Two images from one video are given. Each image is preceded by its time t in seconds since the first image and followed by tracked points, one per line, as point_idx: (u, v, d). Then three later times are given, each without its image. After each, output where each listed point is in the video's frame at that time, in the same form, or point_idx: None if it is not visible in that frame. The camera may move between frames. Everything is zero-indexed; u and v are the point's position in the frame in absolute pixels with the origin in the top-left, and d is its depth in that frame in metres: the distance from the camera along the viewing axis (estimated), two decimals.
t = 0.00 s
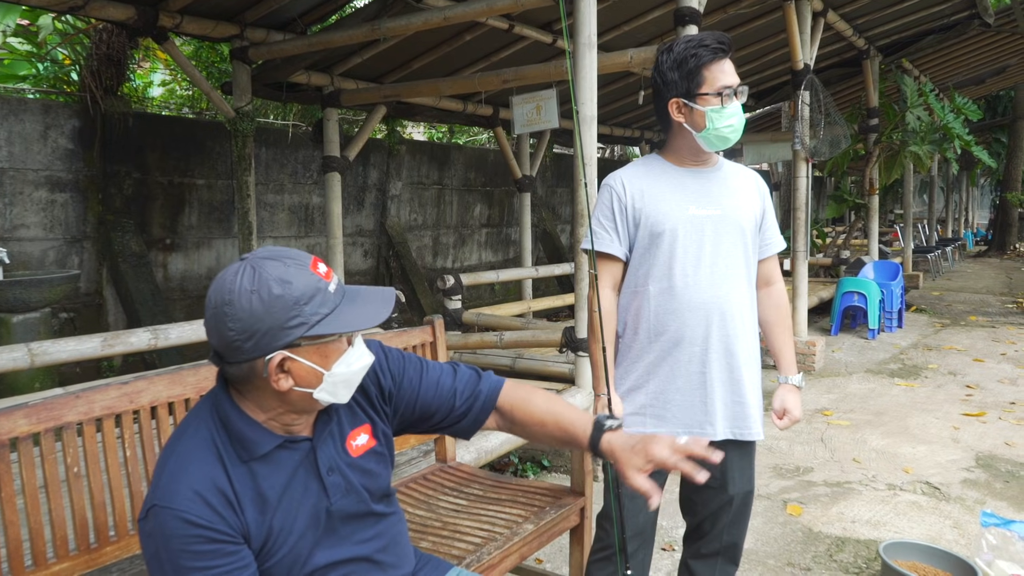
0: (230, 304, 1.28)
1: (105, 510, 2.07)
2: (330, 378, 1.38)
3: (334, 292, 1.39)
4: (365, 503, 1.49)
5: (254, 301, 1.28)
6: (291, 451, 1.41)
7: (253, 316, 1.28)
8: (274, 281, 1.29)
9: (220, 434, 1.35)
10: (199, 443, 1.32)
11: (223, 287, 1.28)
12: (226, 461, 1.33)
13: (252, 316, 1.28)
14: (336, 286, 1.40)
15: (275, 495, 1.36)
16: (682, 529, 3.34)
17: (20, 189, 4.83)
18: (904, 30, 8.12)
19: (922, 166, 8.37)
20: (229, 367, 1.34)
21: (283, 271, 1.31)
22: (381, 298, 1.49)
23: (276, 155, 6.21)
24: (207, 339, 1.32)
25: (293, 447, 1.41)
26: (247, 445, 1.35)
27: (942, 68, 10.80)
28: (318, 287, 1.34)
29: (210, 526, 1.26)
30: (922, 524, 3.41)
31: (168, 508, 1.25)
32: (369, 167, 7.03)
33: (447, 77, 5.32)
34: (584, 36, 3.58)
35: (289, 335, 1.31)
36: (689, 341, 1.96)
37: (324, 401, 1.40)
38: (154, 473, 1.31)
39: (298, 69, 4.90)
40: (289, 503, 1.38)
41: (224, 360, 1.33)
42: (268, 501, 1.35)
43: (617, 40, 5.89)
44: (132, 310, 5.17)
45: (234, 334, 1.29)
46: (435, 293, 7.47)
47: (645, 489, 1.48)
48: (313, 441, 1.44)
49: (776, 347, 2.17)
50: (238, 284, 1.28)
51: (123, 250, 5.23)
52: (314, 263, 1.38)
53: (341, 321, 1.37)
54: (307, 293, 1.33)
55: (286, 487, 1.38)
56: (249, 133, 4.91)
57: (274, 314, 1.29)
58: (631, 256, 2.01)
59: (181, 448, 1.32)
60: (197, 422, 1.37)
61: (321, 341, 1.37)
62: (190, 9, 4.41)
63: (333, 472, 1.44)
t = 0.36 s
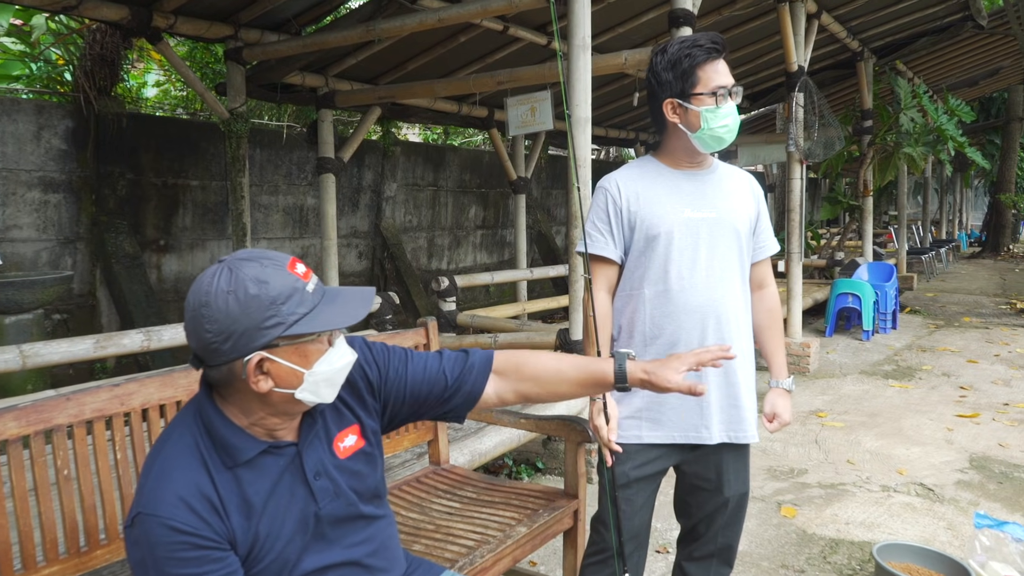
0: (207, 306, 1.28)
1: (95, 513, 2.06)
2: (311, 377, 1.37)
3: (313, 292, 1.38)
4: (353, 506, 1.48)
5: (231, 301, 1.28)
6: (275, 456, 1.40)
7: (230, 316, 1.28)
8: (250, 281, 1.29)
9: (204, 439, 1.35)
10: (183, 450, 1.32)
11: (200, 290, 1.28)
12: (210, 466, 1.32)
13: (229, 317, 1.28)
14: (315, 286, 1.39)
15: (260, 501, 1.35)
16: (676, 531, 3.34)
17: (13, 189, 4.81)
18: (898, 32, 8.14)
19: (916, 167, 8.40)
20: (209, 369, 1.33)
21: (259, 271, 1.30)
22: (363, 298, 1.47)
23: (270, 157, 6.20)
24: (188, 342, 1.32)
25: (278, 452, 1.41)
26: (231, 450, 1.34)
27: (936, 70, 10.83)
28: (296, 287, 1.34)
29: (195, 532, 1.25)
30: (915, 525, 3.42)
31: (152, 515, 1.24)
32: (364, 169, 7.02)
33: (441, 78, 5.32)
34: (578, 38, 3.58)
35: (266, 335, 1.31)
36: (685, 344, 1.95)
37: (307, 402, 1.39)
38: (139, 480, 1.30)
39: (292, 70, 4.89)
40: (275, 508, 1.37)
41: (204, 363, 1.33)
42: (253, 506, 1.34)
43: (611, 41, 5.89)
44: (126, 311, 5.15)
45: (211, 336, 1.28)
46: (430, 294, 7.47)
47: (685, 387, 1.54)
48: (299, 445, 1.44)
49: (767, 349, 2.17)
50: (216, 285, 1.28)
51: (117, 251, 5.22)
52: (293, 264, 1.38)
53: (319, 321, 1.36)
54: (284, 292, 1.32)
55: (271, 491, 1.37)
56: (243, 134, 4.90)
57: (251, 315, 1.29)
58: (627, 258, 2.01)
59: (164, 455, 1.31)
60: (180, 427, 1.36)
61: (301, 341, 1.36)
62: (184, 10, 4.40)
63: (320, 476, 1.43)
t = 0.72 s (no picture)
0: (190, 313, 1.27)
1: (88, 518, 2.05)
2: (297, 382, 1.37)
3: (297, 297, 1.37)
4: (346, 510, 1.48)
5: (213, 308, 1.27)
6: (265, 461, 1.40)
7: (212, 323, 1.27)
8: (233, 287, 1.28)
9: (193, 445, 1.35)
10: (171, 456, 1.31)
11: (184, 297, 1.28)
12: (198, 472, 1.32)
13: (212, 324, 1.27)
14: (299, 291, 1.38)
15: (248, 507, 1.35)
16: (672, 536, 3.33)
17: (8, 194, 4.80)
18: (893, 39, 8.18)
19: (912, 173, 8.42)
20: (196, 375, 1.33)
21: (242, 277, 1.29)
22: (346, 299, 1.47)
23: (267, 161, 6.20)
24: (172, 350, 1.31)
25: (267, 457, 1.40)
26: (219, 455, 1.34)
27: (931, 77, 10.88)
28: (279, 293, 1.33)
29: (186, 539, 1.25)
30: (911, 531, 3.42)
31: (142, 522, 1.24)
32: (360, 173, 7.02)
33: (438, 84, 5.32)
34: (574, 43, 3.59)
35: (250, 341, 1.30)
36: (684, 350, 1.96)
37: (294, 407, 1.39)
38: (127, 485, 1.30)
39: (289, 74, 4.89)
40: (265, 513, 1.37)
41: (190, 370, 1.32)
42: (243, 512, 1.34)
43: (608, 47, 5.91)
44: (121, 316, 5.14)
45: (194, 342, 1.28)
46: (427, 299, 7.47)
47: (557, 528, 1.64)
48: (289, 450, 1.43)
49: (759, 354, 2.18)
50: (198, 292, 1.27)
51: (112, 256, 5.21)
52: (276, 269, 1.37)
53: (303, 326, 1.36)
54: (268, 299, 1.31)
55: (260, 497, 1.37)
56: (240, 139, 4.90)
57: (233, 321, 1.28)
58: (625, 265, 2.01)
59: (153, 460, 1.31)
60: (170, 433, 1.36)
61: (285, 346, 1.35)
62: (181, 15, 4.41)
63: (311, 481, 1.42)
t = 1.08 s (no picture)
0: (187, 305, 1.33)
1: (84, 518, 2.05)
2: (275, 390, 1.35)
3: (287, 303, 1.36)
4: (348, 512, 1.48)
5: (202, 302, 1.31)
6: (269, 462, 1.39)
7: (199, 316, 1.31)
8: (222, 285, 1.31)
9: (198, 445, 1.34)
10: (176, 456, 1.31)
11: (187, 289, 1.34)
12: (203, 471, 1.32)
13: (198, 316, 1.31)
14: (290, 298, 1.37)
15: (252, 507, 1.35)
16: (667, 542, 3.33)
17: (6, 192, 4.80)
18: (891, 48, 8.22)
19: (908, 181, 8.45)
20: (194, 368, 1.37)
21: (234, 276, 1.32)
22: (340, 312, 1.45)
23: (265, 163, 6.20)
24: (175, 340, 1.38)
25: (271, 458, 1.40)
26: (223, 455, 1.34)
27: (929, 85, 10.92)
28: (266, 297, 1.33)
29: (191, 539, 1.25)
30: (905, 538, 3.43)
31: (146, 521, 1.24)
32: (358, 176, 7.02)
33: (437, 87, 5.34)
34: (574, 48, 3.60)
35: (228, 340, 1.31)
36: (685, 356, 1.96)
37: (275, 416, 1.37)
38: (131, 484, 1.30)
39: (289, 76, 4.90)
40: (269, 514, 1.37)
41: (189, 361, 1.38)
42: (245, 511, 1.34)
43: (607, 52, 5.93)
44: (118, 316, 5.12)
45: (186, 334, 1.33)
46: (424, 302, 7.47)
47: None
48: (293, 451, 1.43)
49: (754, 359, 2.19)
50: (195, 285, 1.33)
51: (110, 255, 5.20)
52: (275, 274, 1.38)
53: (286, 333, 1.34)
54: (252, 301, 1.32)
55: (264, 499, 1.36)
56: (239, 140, 4.90)
57: (215, 317, 1.30)
58: (626, 271, 2.00)
59: (157, 459, 1.31)
60: (175, 433, 1.35)
61: (267, 351, 1.34)
62: (181, 15, 4.41)
63: (315, 483, 1.43)
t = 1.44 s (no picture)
0: (210, 304, 1.35)
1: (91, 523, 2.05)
2: (294, 388, 1.36)
3: (307, 304, 1.37)
4: (363, 512, 1.49)
5: (225, 301, 1.33)
6: (288, 461, 1.41)
7: (222, 315, 1.33)
8: (246, 285, 1.33)
9: (219, 442, 1.35)
10: (199, 454, 1.32)
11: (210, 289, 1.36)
12: (225, 469, 1.33)
13: (222, 315, 1.33)
14: (311, 298, 1.38)
15: (273, 504, 1.36)
16: (671, 548, 3.33)
17: (10, 198, 4.81)
18: (892, 55, 8.23)
19: (910, 188, 8.46)
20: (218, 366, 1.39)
21: (257, 276, 1.34)
22: (360, 313, 1.46)
23: (268, 168, 6.21)
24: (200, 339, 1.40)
25: (291, 456, 1.41)
26: (245, 453, 1.35)
27: (930, 92, 10.94)
28: (287, 297, 1.34)
29: (212, 538, 1.26)
30: (909, 545, 3.42)
31: (168, 519, 1.25)
32: (361, 182, 7.04)
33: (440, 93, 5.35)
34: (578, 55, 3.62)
35: (250, 339, 1.32)
36: (686, 363, 1.97)
37: (296, 414, 1.38)
38: (154, 484, 1.30)
39: (292, 82, 4.91)
40: (289, 512, 1.38)
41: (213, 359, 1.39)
42: (267, 510, 1.35)
43: (610, 59, 5.95)
44: (121, 321, 5.12)
45: (209, 333, 1.34)
46: (426, 308, 7.47)
47: None
48: (312, 450, 1.44)
49: (756, 366, 2.19)
50: (220, 285, 1.35)
51: (113, 261, 5.21)
52: (297, 274, 1.40)
53: (306, 332, 1.35)
54: (274, 300, 1.34)
55: (284, 497, 1.38)
56: (242, 146, 4.91)
57: (238, 316, 1.32)
58: (629, 277, 2.01)
59: (181, 458, 1.32)
60: (196, 431, 1.37)
61: (288, 350, 1.36)
62: (185, 22, 4.43)
63: (332, 481, 1.44)
